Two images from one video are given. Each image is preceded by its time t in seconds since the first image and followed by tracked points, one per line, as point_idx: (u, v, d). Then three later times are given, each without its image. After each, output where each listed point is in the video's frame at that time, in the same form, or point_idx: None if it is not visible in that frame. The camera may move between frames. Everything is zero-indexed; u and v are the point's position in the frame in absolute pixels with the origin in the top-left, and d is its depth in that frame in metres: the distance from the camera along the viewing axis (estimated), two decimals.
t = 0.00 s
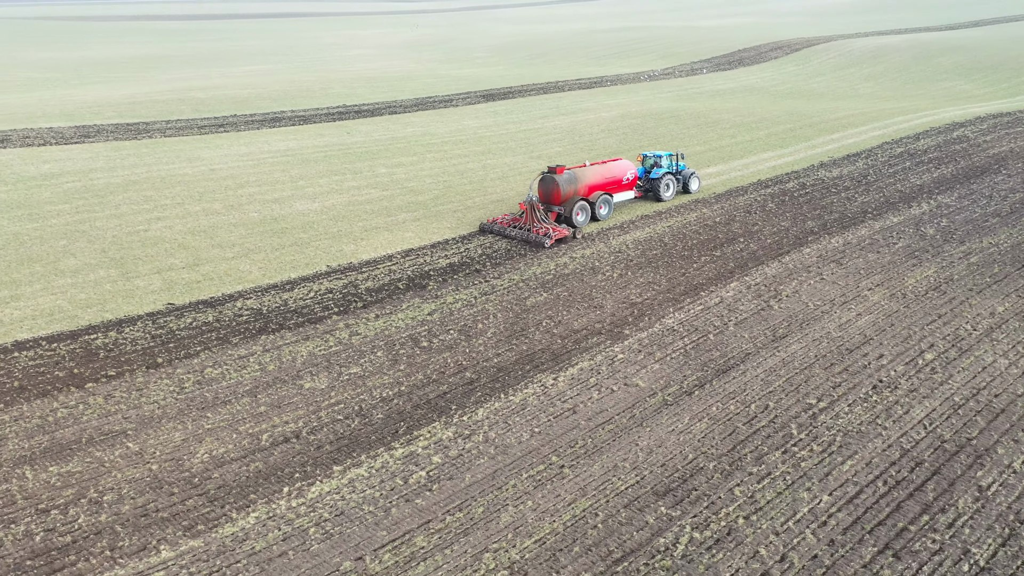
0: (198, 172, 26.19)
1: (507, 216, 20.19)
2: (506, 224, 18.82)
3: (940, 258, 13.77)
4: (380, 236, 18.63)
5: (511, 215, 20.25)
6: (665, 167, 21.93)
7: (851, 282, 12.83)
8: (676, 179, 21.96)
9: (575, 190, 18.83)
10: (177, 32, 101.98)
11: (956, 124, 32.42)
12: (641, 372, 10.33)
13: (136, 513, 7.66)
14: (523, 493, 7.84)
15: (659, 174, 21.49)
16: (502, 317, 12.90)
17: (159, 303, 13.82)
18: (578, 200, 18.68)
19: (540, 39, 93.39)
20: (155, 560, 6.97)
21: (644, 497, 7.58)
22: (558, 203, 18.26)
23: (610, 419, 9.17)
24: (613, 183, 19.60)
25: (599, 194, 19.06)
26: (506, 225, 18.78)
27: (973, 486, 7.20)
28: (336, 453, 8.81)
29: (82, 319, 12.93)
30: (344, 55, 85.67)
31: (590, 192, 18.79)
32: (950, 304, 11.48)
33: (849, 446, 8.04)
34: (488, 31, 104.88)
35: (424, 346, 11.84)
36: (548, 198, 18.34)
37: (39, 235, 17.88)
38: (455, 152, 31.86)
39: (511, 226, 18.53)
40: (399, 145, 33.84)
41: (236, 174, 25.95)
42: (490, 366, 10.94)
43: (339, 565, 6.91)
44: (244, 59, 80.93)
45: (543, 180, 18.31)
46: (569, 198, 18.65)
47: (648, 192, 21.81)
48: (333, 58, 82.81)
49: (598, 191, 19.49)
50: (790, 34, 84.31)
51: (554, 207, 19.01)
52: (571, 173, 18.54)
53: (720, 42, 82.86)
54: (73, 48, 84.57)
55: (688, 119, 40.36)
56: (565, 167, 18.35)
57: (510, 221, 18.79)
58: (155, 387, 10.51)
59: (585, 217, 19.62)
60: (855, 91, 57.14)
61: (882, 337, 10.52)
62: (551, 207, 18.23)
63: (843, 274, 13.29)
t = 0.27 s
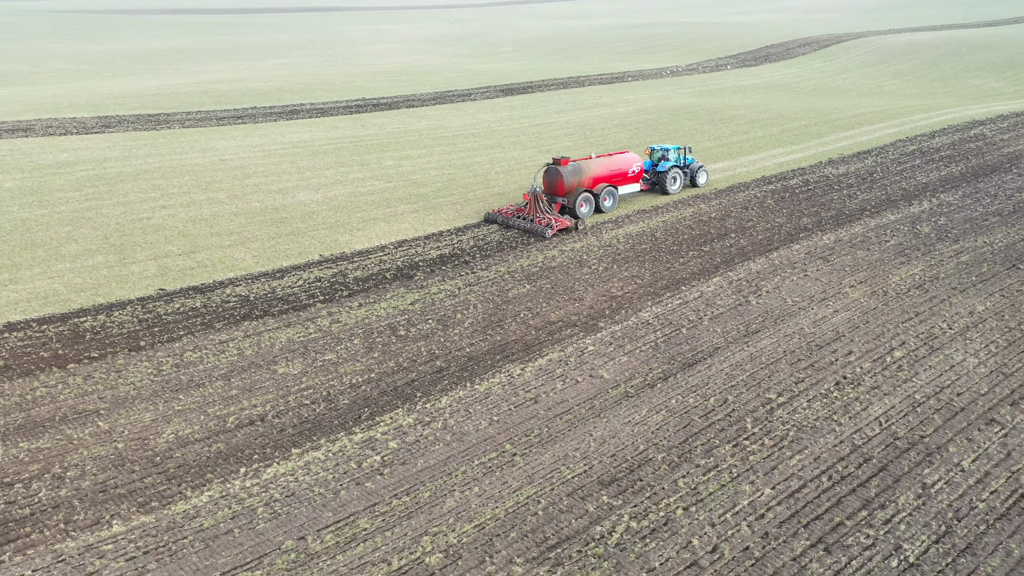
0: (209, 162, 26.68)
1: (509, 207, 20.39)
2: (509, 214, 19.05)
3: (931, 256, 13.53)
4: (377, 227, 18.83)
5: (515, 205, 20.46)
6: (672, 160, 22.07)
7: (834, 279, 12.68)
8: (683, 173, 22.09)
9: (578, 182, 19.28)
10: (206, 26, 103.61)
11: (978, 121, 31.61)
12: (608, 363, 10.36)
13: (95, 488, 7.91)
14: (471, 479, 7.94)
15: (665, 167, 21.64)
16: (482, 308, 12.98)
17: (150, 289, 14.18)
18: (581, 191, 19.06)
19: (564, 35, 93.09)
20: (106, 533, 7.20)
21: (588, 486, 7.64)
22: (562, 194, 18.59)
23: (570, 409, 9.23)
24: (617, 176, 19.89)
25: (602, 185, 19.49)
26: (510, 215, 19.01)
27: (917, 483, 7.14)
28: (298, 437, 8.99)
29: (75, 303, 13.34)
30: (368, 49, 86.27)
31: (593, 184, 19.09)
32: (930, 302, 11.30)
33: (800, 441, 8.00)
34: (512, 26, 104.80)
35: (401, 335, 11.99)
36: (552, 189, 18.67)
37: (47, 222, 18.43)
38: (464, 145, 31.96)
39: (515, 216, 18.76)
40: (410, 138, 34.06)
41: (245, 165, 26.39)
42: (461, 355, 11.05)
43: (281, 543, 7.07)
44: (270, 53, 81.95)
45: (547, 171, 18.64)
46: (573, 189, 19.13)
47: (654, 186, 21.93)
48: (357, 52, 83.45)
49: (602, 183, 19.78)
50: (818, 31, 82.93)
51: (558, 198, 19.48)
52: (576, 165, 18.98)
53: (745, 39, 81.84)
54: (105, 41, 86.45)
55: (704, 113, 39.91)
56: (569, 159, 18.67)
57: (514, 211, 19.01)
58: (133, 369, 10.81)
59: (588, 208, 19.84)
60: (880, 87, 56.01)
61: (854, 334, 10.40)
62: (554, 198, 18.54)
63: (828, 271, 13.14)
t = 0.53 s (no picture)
0: (222, 151, 27.19)
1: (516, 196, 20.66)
2: (515, 203, 19.37)
3: (922, 252, 13.29)
4: (375, 215, 19.04)
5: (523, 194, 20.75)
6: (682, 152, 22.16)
7: (818, 273, 12.54)
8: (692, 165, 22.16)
9: (584, 172, 19.50)
10: (236, 18, 105.11)
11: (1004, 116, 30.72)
12: (576, 352, 10.41)
13: (60, 460, 8.23)
14: (421, 462, 8.08)
15: (674, 159, 21.76)
16: (463, 297, 13.09)
17: (145, 274, 14.60)
18: (586, 181, 19.29)
19: (590, 28, 92.59)
20: (63, 503, 7.50)
21: (533, 471, 7.72)
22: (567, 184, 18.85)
23: (530, 396, 9.32)
24: (624, 166, 20.05)
25: (607, 176, 19.71)
26: (516, 204, 19.32)
27: (857, 477, 7.11)
28: (262, 417, 9.22)
29: (71, 285, 13.81)
30: (393, 41, 86.78)
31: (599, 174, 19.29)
32: (909, 299, 11.13)
33: (750, 433, 8.00)
34: (539, 20, 104.49)
35: (379, 321, 12.16)
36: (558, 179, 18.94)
37: (58, 208, 19.04)
38: (475, 136, 32.04)
39: (520, 205, 19.07)
40: (424, 128, 34.24)
41: (256, 154, 26.85)
42: (434, 342, 11.18)
43: (227, 517, 7.29)
44: (297, 45, 82.87)
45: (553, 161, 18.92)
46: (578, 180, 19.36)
47: (663, 177, 22.04)
48: (382, 44, 84.01)
49: (608, 174, 19.96)
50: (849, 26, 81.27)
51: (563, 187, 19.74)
52: (582, 155, 19.21)
53: (774, 33, 80.55)
54: (138, 32, 88.30)
55: (721, 106, 39.40)
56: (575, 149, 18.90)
57: (520, 200, 19.32)
58: (116, 349, 11.17)
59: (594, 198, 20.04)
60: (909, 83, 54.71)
61: (824, 329, 10.31)
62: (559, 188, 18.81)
63: (814, 265, 12.99)
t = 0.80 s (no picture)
0: (231, 141, 27.68)
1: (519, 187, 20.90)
2: (519, 193, 19.67)
3: (906, 250, 13.12)
4: (371, 205, 19.25)
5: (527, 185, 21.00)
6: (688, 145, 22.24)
7: (795, 268, 12.44)
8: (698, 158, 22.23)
9: (587, 163, 19.63)
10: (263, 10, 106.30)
11: None
12: (540, 342, 10.49)
13: (26, 436, 8.57)
14: (369, 445, 8.25)
15: (680, 152, 21.85)
16: (441, 286, 13.22)
17: (137, 259, 15.00)
18: (589, 173, 19.44)
19: (614, 23, 92.04)
20: (22, 475, 7.82)
21: (475, 456, 7.85)
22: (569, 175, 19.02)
23: (487, 383, 9.44)
24: (628, 158, 20.14)
25: (610, 168, 19.84)
26: (519, 194, 19.61)
27: (791, 469, 7.14)
28: (225, 399, 9.47)
29: (65, 269, 14.27)
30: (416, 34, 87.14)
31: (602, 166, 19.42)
32: (883, 296, 11.01)
33: (694, 424, 8.04)
34: (564, 14, 104.06)
35: (355, 308, 12.35)
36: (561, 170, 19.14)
37: (65, 195, 19.63)
38: (484, 127, 32.11)
39: (524, 195, 19.35)
40: (434, 119, 34.37)
41: (263, 143, 27.28)
42: (404, 329, 11.33)
43: (175, 493, 7.53)
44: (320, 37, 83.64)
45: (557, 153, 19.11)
46: (580, 171, 19.49)
47: (669, 170, 22.13)
48: (405, 37, 84.36)
49: (612, 165, 20.09)
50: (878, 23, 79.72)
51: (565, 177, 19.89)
52: (586, 146, 19.36)
53: (800, 30, 79.34)
54: (167, 23, 89.82)
55: (735, 101, 38.95)
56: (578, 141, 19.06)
57: (523, 191, 19.59)
58: (98, 330, 11.55)
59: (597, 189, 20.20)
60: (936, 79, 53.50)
61: (788, 323, 10.28)
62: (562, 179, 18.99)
63: (794, 260, 12.89)
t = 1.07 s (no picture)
0: (237, 135, 28.17)
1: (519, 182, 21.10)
2: (519, 188, 19.89)
3: (883, 251, 13.03)
4: (363, 199, 19.49)
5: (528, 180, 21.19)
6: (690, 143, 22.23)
7: (767, 267, 12.42)
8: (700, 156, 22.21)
9: (586, 159, 19.81)
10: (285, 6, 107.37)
11: None
12: (500, 335, 10.63)
13: None
14: (316, 432, 8.47)
15: (681, 149, 21.85)
16: (416, 279, 13.41)
17: (127, 250, 15.42)
18: (588, 168, 19.64)
19: (634, 21, 91.55)
20: None
21: (416, 445, 8.02)
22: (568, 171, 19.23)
23: (441, 374, 9.61)
24: (628, 154, 20.31)
25: (610, 163, 20.01)
26: (519, 189, 19.83)
27: (719, 463, 7.21)
28: (187, 385, 9.76)
29: (57, 259, 14.73)
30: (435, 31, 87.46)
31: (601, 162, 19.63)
32: (847, 296, 10.96)
33: (633, 418, 8.13)
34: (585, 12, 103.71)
35: (329, 300, 12.60)
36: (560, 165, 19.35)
37: (68, 187, 20.20)
38: (488, 124, 32.24)
39: (523, 190, 19.56)
40: (441, 115, 34.58)
41: (268, 138, 27.72)
42: (372, 321, 11.54)
43: (123, 474, 7.82)
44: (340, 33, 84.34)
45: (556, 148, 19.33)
46: (579, 167, 19.69)
47: (669, 167, 22.16)
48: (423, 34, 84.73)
49: (611, 161, 20.27)
50: (903, 22, 78.38)
51: (564, 173, 20.11)
52: (585, 143, 19.55)
53: (822, 29, 78.30)
54: (191, 19, 91.21)
55: (745, 100, 38.63)
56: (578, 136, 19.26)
57: (523, 185, 19.81)
58: (78, 318, 11.94)
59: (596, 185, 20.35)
60: (957, 79, 52.49)
61: (747, 320, 10.30)
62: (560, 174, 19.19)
63: (767, 259, 12.87)
